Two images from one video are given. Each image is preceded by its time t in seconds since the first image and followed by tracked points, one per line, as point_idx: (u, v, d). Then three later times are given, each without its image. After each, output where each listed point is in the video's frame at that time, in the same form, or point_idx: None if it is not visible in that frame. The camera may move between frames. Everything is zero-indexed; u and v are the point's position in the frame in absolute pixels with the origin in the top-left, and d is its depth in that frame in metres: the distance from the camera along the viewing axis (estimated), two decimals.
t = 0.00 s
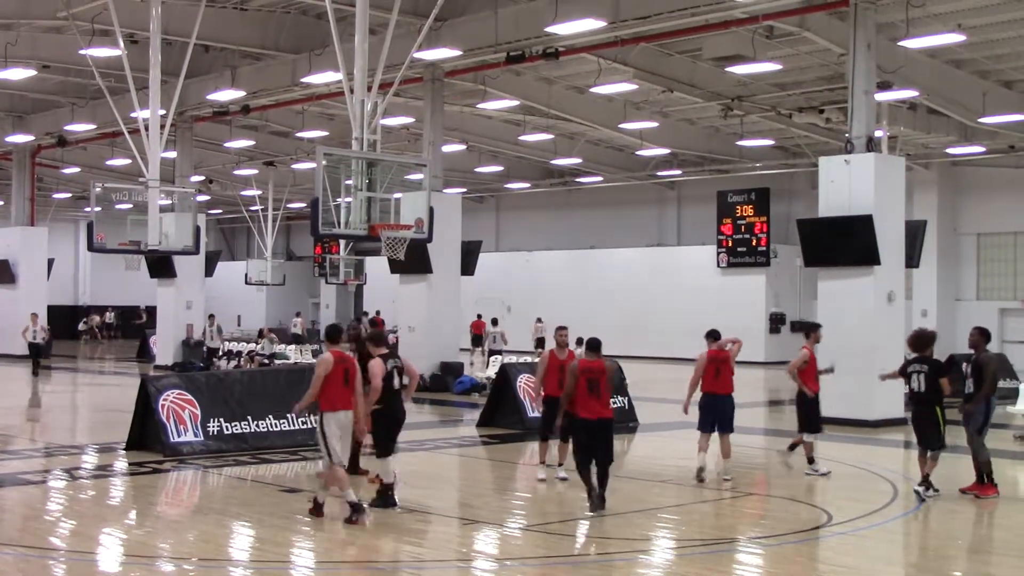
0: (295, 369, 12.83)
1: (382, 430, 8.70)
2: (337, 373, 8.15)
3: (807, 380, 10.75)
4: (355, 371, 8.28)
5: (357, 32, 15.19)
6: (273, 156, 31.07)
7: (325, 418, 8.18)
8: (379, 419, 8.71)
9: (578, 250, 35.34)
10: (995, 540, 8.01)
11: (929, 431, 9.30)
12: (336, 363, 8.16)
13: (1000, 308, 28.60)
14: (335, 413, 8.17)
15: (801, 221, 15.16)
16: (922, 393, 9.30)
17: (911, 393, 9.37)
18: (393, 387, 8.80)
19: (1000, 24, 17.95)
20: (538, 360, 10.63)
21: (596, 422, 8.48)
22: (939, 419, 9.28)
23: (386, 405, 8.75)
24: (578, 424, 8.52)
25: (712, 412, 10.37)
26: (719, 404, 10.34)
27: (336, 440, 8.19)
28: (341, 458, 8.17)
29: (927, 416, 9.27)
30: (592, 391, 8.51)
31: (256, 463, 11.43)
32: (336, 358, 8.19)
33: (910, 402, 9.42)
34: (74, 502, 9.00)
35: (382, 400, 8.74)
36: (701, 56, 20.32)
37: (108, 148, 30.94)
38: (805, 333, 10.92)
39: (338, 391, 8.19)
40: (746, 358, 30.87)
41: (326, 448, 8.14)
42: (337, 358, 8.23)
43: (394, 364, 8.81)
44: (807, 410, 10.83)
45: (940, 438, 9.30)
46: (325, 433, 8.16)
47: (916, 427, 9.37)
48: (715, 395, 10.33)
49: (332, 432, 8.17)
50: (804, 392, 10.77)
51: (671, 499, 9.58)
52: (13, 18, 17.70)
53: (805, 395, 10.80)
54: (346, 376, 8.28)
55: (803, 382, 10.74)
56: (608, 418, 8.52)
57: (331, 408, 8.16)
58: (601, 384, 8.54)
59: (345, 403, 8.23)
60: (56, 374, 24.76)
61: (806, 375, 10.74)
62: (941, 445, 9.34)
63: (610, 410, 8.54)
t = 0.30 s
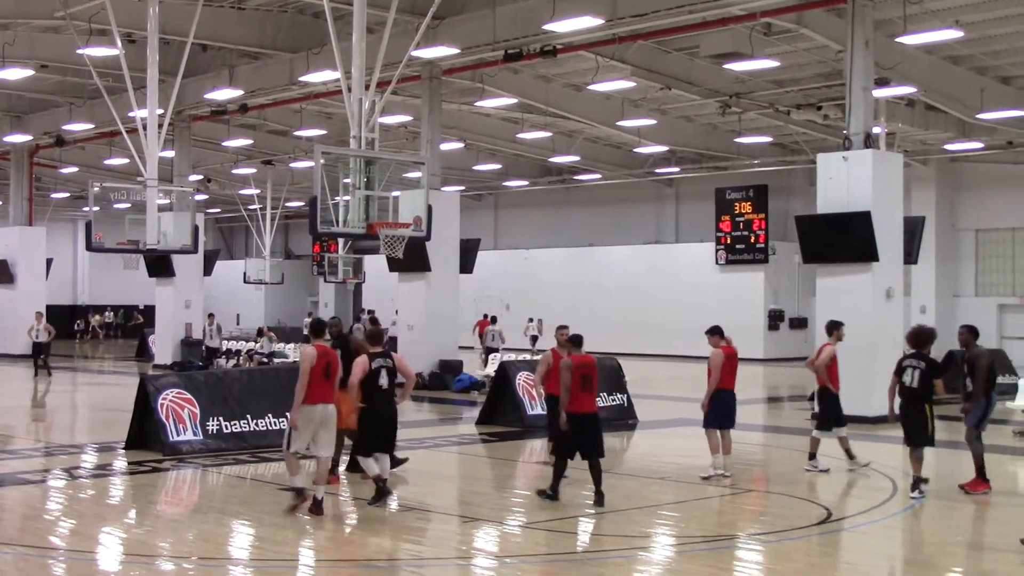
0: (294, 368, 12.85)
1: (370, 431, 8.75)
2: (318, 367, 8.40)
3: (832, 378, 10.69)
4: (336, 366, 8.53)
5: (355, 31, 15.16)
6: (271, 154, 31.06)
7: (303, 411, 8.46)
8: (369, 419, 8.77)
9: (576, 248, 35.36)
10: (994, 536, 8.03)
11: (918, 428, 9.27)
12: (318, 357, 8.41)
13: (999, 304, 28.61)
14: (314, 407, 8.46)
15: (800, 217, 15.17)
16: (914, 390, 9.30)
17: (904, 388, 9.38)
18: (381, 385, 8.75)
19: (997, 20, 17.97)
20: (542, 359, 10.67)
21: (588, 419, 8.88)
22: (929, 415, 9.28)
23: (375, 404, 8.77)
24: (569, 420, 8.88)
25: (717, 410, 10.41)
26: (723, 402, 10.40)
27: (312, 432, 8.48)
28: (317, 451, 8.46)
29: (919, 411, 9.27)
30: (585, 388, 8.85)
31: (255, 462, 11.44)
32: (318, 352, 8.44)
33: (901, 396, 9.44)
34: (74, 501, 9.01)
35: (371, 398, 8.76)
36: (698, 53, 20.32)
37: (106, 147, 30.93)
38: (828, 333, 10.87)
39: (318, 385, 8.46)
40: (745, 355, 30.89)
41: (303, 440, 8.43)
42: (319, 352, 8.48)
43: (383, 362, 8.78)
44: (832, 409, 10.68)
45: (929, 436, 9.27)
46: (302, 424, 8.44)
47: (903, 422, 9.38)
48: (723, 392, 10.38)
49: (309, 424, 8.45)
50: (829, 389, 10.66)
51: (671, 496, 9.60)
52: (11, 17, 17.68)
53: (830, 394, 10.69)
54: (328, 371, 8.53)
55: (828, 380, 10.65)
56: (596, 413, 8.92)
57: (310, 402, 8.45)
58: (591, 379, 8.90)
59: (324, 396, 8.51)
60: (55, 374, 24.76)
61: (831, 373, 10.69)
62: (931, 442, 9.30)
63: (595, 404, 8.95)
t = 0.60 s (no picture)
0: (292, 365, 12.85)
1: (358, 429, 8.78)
2: (293, 365, 8.42)
3: (856, 373, 10.71)
4: (313, 364, 8.54)
5: (353, 27, 15.12)
6: (270, 151, 31.04)
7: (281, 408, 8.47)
8: (355, 417, 8.76)
9: (575, 245, 35.35)
10: (995, 532, 8.03)
11: (916, 424, 9.28)
12: (291, 355, 8.43)
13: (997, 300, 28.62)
14: (290, 404, 8.47)
15: (798, 214, 15.18)
16: (908, 384, 9.28)
17: (898, 384, 9.35)
18: (367, 383, 8.74)
19: (996, 16, 17.96)
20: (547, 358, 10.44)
21: (562, 415, 9.05)
22: (920, 410, 9.29)
23: (362, 402, 8.75)
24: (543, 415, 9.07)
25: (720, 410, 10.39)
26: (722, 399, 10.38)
27: (291, 430, 8.49)
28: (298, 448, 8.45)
29: (914, 408, 9.28)
30: (561, 383, 9.06)
31: (254, 459, 11.44)
32: (292, 349, 8.46)
33: (890, 391, 9.43)
34: (73, 498, 9.01)
35: (356, 396, 8.76)
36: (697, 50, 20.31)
37: (105, 144, 30.91)
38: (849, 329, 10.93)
39: (295, 382, 8.48)
40: (744, 351, 30.89)
41: (282, 439, 8.45)
42: (294, 349, 8.50)
43: (369, 360, 8.77)
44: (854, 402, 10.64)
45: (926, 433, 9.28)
46: (280, 422, 8.45)
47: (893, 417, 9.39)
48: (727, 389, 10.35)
49: (288, 422, 8.46)
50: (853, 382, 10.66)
51: (671, 492, 9.60)
52: (10, 14, 17.65)
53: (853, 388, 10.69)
54: (305, 368, 8.53)
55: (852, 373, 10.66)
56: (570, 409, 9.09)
57: (287, 401, 8.46)
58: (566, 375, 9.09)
59: (302, 394, 8.51)
60: (53, 371, 24.74)
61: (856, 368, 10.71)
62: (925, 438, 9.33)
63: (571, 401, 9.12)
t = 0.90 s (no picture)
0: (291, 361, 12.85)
1: (348, 424, 8.69)
2: (268, 360, 8.62)
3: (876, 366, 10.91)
4: (289, 358, 8.69)
5: (351, 23, 15.09)
6: (269, 148, 31.01)
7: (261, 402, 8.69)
8: (343, 412, 8.70)
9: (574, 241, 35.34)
10: (994, 527, 8.03)
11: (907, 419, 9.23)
12: (267, 350, 8.63)
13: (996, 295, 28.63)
14: (269, 398, 8.67)
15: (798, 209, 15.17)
16: (897, 381, 9.25)
17: (885, 379, 9.30)
18: (348, 378, 8.71)
19: (995, 10, 17.96)
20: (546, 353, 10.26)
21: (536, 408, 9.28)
22: (909, 408, 9.26)
23: (347, 397, 8.71)
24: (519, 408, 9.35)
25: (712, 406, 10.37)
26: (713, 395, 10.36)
27: (272, 422, 8.71)
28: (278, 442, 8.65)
29: (905, 404, 9.25)
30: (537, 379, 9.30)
31: (254, 456, 11.44)
32: (269, 344, 8.66)
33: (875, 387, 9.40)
34: (73, 495, 9.02)
35: (341, 391, 8.74)
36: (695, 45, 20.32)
37: (103, 141, 30.91)
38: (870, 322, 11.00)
39: (272, 377, 8.66)
40: (744, 347, 30.90)
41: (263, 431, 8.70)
42: (272, 344, 8.70)
43: (350, 355, 8.75)
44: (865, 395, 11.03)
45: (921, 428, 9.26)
46: (261, 415, 8.67)
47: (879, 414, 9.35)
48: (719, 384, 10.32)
49: (267, 416, 8.68)
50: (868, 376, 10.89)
51: (671, 487, 9.61)
52: (9, 11, 17.65)
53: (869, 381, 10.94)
54: (283, 363, 8.69)
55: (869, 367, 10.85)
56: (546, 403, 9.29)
57: (265, 395, 8.67)
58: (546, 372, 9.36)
59: (281, 388, 8.69)
60: (53, 368, 24.72)
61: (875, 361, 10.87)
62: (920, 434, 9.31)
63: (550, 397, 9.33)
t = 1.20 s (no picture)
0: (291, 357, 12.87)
1: (350, 421, 8.68)
2: (258, 357, 8.72)
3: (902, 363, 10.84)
4: (282, 355, 8.75)
5: (351, 19, 15.08)
6: (268, 144, 31.00)
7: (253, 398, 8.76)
8: (342, 409, 8.71)
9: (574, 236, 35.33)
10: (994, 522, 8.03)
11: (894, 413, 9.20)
12: (258, 346, 8.73)
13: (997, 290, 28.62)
14: (261, 394, 8.73)
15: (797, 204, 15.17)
16: (885, 375, 9.27)
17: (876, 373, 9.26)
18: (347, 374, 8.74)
19: (995, 5, 17.94)
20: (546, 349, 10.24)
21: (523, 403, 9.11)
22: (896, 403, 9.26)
23: (346, 394, 8.73)
24: (507, 404, 9.16)
25: (705, 400, 10.34)
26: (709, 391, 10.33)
27: (264, 418, 8.78)
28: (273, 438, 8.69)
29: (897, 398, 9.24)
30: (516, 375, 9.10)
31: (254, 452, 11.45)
32: (261, 340, 8.76)
33: (865, 381, 9.40)
34: (74, 492, 9.03)
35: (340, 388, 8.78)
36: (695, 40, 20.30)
37: (103, 137, 30.91)
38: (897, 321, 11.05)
39: (264, 374, 8.73)
40: (744, 342, 30.90)
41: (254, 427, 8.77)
42: (264, 342, 8.79)
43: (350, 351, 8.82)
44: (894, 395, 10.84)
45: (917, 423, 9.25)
46: (252, 412, 8.74)
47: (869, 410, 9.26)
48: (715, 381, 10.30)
49: (259, 412, 8.74)
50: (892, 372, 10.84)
51: (672, 483, 9.62)
52: (9, 8, 17.64)
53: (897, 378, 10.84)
54: (275, 360, 8.76)
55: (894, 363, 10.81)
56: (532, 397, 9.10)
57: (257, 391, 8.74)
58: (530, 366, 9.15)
59: (274, 384, 8.75)
60: (54, 365, 24.72)
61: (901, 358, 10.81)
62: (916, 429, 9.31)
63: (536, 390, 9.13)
